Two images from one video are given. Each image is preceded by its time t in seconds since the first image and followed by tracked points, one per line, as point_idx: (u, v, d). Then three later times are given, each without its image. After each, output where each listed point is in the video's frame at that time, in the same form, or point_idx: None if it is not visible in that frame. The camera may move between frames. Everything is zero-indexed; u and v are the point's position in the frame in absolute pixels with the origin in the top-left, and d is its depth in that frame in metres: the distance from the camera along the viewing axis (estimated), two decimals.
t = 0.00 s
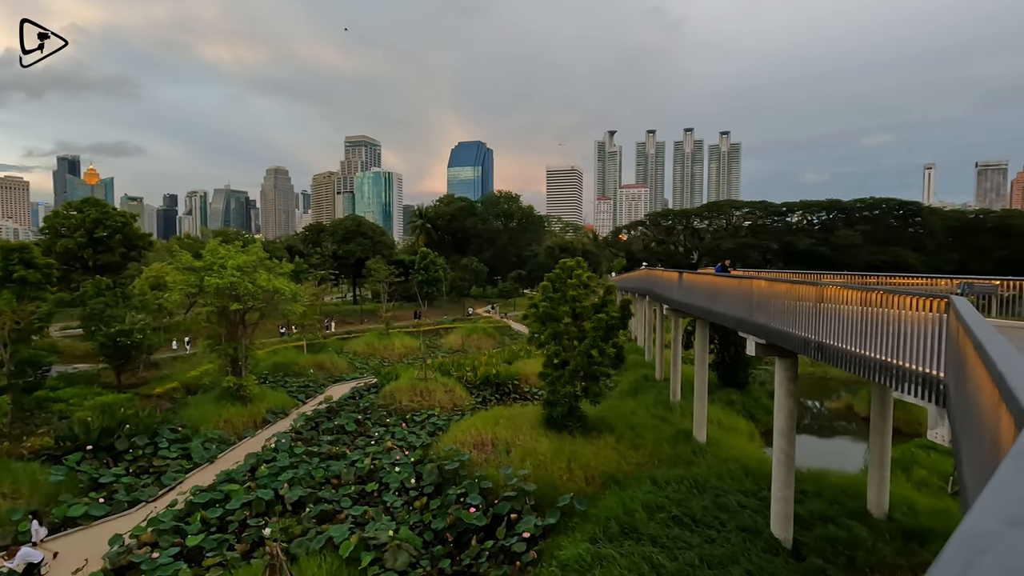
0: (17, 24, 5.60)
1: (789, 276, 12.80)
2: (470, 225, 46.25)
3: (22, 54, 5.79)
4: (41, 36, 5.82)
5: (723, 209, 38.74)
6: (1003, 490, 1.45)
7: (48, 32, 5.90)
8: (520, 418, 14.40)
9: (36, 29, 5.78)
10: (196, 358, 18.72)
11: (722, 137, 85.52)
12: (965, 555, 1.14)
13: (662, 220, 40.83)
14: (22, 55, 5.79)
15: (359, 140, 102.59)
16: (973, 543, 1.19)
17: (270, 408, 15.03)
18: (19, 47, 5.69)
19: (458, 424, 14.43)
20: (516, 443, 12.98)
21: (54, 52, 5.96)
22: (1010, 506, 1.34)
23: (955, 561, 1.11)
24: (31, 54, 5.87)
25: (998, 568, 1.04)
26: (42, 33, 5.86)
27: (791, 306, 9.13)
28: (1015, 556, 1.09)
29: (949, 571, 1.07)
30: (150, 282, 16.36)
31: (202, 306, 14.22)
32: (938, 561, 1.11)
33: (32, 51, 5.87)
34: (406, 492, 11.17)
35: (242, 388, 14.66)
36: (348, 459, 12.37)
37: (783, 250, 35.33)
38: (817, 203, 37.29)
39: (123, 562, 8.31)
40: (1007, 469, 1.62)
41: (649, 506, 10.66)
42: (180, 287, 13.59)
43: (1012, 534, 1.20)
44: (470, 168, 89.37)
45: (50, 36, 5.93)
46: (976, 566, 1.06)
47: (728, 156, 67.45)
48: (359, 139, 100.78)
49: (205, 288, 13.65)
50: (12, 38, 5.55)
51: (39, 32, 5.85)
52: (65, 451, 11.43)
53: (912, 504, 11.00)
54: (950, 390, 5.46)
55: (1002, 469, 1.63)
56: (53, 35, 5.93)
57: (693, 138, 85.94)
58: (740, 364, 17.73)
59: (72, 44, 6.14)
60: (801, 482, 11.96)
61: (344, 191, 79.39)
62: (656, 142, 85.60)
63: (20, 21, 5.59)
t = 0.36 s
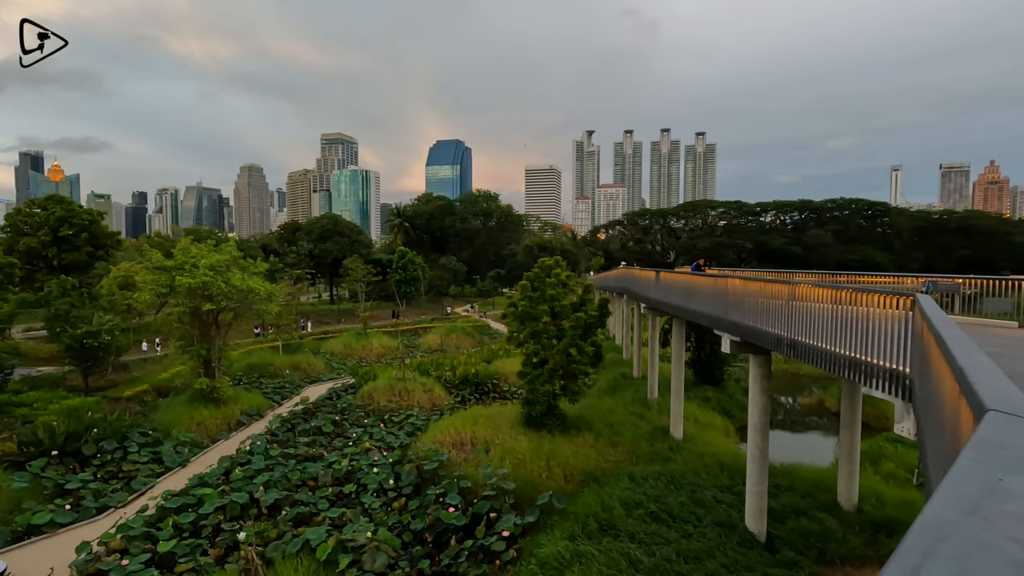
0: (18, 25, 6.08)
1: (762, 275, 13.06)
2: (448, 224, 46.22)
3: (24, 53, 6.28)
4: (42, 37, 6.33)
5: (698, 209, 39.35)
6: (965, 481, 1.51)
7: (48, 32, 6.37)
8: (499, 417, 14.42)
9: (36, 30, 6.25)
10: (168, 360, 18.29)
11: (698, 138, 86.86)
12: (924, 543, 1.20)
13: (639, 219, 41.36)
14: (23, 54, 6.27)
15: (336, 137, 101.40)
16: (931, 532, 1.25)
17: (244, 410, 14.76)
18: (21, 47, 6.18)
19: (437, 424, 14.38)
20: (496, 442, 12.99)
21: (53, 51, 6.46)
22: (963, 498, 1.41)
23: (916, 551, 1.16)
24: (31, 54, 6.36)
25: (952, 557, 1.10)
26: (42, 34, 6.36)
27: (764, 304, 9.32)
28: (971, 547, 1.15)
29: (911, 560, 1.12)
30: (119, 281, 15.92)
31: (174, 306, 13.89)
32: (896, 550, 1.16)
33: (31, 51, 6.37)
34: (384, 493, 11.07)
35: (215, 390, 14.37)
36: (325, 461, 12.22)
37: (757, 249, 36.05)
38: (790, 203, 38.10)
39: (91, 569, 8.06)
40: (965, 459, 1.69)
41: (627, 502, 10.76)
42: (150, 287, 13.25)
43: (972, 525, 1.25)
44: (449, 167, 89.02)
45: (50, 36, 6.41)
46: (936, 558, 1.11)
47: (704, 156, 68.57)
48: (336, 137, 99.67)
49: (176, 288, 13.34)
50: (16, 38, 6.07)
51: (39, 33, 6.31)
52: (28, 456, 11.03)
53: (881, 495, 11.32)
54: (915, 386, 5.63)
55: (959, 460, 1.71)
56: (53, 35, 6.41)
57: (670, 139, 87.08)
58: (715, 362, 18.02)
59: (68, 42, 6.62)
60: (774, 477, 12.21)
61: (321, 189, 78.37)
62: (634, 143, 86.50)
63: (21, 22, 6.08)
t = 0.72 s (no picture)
0: (19, 25, 6.04)
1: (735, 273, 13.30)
2: (426, 223, 46.09)
3: (24, 54, 6.24)
4: (42, 37, 6.29)
5: (674, 208, 39.94)
6: (925, 471, 1.55)
7: (48, 32, 6.37)
8: (477, 417, 14.40)
9: (36, 29, 6.22)
10: (136, 361, 17.79)
11: (673, 139, 88.09)
12: (885, 533, 1.22)
13: (616, 219, 41.85)
14: (24, 54, 6.25)
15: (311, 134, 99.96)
16: (893, 522, 1.27)
17: (216, 413, 14.46)
18: (22, 47, 6.15)
19: (414, 424, 14.29)
20: (473, 441, 12.97)
21: (53, 52, 6.45)
22: (923, 488, 1.44)
23: (878, 542, 1.18)
24: (32, 54, 6.34)
25: (911, 549, 1.12)
26: (42, 34, 6.33)
27: (737, 302, 9.49)
28: (930, 536, 1.17)
29: (874, 551, 1.14)
30: (83, 281, 15.45)
31: (142, 306, 13.51)
32: (859, 542, 1.18)
33: (32, 51, 6.34)
34: (361, 494, 10.95)
35: (186, 392, 14.03)
36: (300, 463, 12.03)
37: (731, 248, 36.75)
38: (762, 203, 38.89)
39: None
40: (926, 450, 1.73)
41: (604, 499, 10.84)
42: (117, 287, 12.88)
43: (931, 514, 1.29)
44: (427, 165, 88.52)
45: (50, 36, 6.39)
46: (896, 549, 1.13)
47: (679, 157, 69.55)
48: (311, 134, 98.34)
49: (144, 287, 12.98)
50: (17, 38, 6.04)
51: (39, 33, 6.28)
52: None
53: (849, 488, 11.65)
54: (881, 381, 5.79)
55: (920, 451, 1.75)
56: (53, 35, 6.42)
57: (646, 140, 88.09)
58: (690, 359, 18.30)
59: (68, 42, 6.62)
60: (747, 471, 12.45)
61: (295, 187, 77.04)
62: (611, 143, 87.25)
63: (22, 22, 6.03)
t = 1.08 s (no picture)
0: (19, 25, 6.00)
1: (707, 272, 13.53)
2: (400, 221, 45.80)
3: (24, 53, 6.24)
4: (42, 36, 6.29)
5: (647, 208, 40.50)
6: (888, 463, 1.59)
7: (48, 32, 6.35)
8: (453, 416, 14.36)
9: (36, 28, 6.19)
10: (98, 364, 17.21)
11: (647, 139, 89.32)
12: (849, 525, 1.24)
13: (591, 218, 42.28)
14: (23, 54, 6.25)
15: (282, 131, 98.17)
16: (857, 515, 1.29)
17: (184, 416, 14.07)
18: (21, 46, 6.12)
19: (389, 424, 14.16)
20: (449, 441, 12.93)
21: (53, 51, 6.43)
22: (887, 480, 1.47)
23: (843, 533, 1.21)
24: (30, 53, 6.32)
25: (875, 539, 1.14)
26: (42, 33, 6.32)
27: (709, 300, 9.65)
28: (891, 527, 1.20)
29: (839, 542, 1.16)
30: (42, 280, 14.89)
31: (105, 307, 13.07)
32: (824, 534, 1.20)
33: (31, 51, 6.32)
34: (335, 496, 10.80)
35: (152, 395, 13.65)
36: (272, 465, 11.80)
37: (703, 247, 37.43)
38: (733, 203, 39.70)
39: None
40: (887, 443, 1.78)
41: (580, 496, 10.92)
42: (78, 286, 12.45)
43: (892, 506, 1.32)
44: (402, 164, 87.78)
45: (50, 35, 6.40)
46: (861, 540, 1.15)
47: (652, 157, 70.51)
48: (283, 131, 96.67)
49: (107, 287, 12.57)
50: (18, 38, 6.02)
51: (39, 32, 6.29)
52: None
53: (816, 480, 11.97)
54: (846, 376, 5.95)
55: (882, 444, 1.80)
56: (52, 35, 6.40)
57: (620, 140, 89.04)
58: (664, 357, 18.56)
59: (68, 42, 6.64)
60: (719, 466, 12.69)
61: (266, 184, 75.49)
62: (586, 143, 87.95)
63: (23, 22, 6.01)
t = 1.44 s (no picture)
0: (19, 25, 5.82)
1: (677, 271, 13.78)
2: (373, 220, 45.31)
3: (24, 53, 6.06)
4: (42, 36, 6.11)
5: (620, 208, 40.99)
6: (849, 455, 1.63)
7: (48, 31, 6.18)
8: (427, 417, 14.28)
9: (36, 28, 6.02)
10: (55, 368, 16.54)
11: (619, 140, 90.44)
12: (813, 515, 1.26)
13: (564, 218, 42.56)
14: (23, 54, 6.04)
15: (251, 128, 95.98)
16: (820, 505, 1.32)
17: (148, 420, 13.64)
18: (22, 46, 5.92)
19: (362, 426, 13.99)
20: (423, 441, 12.86)
21: (53, 51, 6.24)
22: (849, 470, 1.51)
23: (807, 523, 1.23)
24: (31, 53, 6.12)
25: (838, 528, 1.17)
26: (41, 33, 6.13)
27: (680, 299, 9.80)
28: (852, 517, 1.23)
29: (804, 533, 1.18)
30: None
31: (62, 309, 12.57)
32: (790, 524, 1.21)
33: (32, 51, 6.12)
34: (306, 500, 10.61)
35: (113, 399, 13.19)
36: (241, 470, 11.52)
37: (674, 246, 38.06)
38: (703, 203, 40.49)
39: None
40: (849, 435, 1.83)
41: (554, 494, 10.97)
42: (33, 287, 11.96)
43: (854, 496, 1.35)
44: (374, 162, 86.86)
45: (50, 35, 6.21)
46: (824, 529, 1.17)
47: (624, 158, 71.46)
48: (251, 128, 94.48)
49: (65, 288, 12.10)
50: (18, 38, 5.84)
51: (39, 32, 6.09)
52: None
53: (783, 474, 12.30)
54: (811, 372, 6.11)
55: (844, 436, 1.84)
56: (52, 35, 6.22)
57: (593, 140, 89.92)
58: (636, 355, 18.81)
59: (69, 42, 6.45)
60: (691, 462, 12.91)
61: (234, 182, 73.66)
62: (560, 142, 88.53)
63: (23, 22, 5.82)
